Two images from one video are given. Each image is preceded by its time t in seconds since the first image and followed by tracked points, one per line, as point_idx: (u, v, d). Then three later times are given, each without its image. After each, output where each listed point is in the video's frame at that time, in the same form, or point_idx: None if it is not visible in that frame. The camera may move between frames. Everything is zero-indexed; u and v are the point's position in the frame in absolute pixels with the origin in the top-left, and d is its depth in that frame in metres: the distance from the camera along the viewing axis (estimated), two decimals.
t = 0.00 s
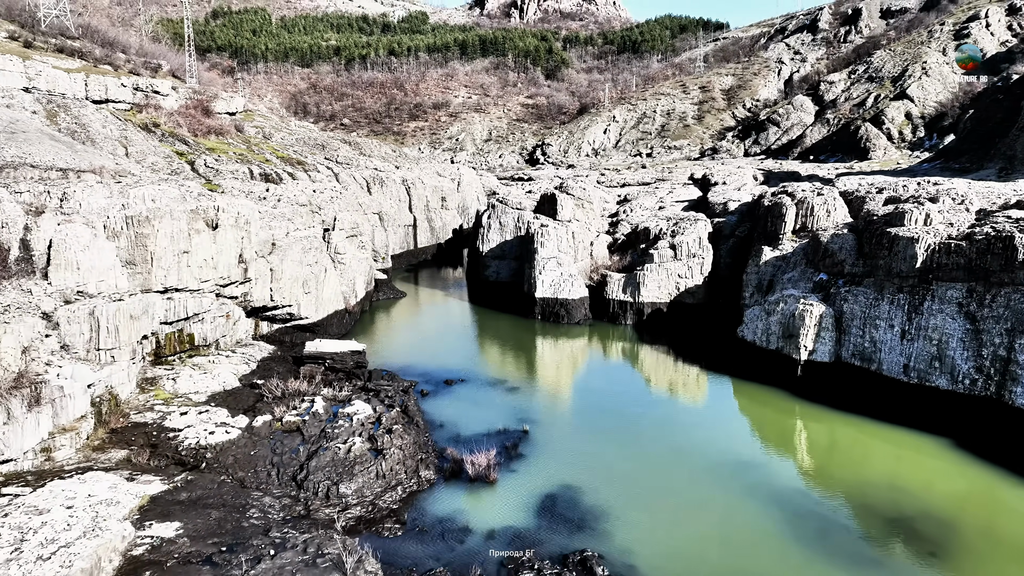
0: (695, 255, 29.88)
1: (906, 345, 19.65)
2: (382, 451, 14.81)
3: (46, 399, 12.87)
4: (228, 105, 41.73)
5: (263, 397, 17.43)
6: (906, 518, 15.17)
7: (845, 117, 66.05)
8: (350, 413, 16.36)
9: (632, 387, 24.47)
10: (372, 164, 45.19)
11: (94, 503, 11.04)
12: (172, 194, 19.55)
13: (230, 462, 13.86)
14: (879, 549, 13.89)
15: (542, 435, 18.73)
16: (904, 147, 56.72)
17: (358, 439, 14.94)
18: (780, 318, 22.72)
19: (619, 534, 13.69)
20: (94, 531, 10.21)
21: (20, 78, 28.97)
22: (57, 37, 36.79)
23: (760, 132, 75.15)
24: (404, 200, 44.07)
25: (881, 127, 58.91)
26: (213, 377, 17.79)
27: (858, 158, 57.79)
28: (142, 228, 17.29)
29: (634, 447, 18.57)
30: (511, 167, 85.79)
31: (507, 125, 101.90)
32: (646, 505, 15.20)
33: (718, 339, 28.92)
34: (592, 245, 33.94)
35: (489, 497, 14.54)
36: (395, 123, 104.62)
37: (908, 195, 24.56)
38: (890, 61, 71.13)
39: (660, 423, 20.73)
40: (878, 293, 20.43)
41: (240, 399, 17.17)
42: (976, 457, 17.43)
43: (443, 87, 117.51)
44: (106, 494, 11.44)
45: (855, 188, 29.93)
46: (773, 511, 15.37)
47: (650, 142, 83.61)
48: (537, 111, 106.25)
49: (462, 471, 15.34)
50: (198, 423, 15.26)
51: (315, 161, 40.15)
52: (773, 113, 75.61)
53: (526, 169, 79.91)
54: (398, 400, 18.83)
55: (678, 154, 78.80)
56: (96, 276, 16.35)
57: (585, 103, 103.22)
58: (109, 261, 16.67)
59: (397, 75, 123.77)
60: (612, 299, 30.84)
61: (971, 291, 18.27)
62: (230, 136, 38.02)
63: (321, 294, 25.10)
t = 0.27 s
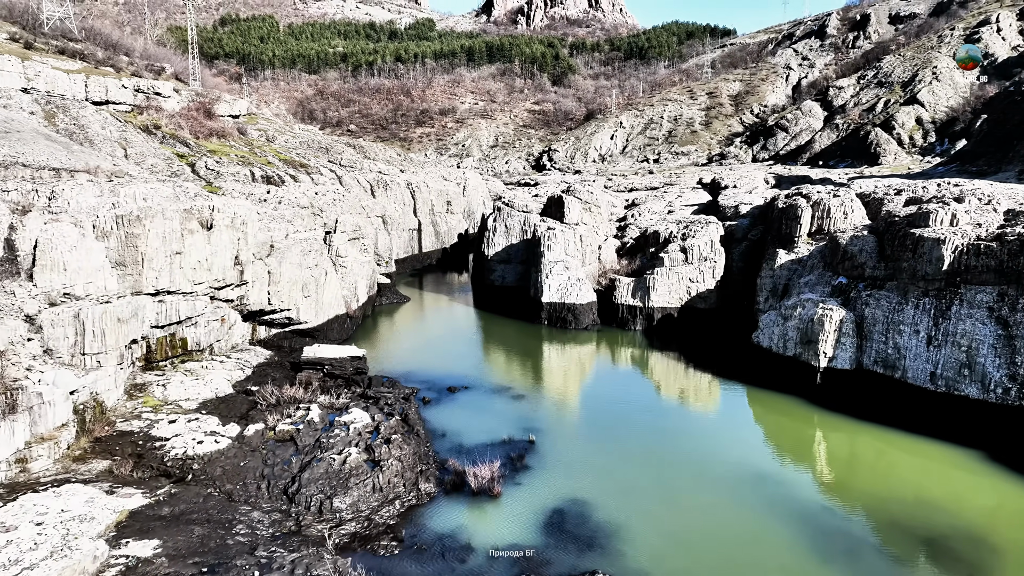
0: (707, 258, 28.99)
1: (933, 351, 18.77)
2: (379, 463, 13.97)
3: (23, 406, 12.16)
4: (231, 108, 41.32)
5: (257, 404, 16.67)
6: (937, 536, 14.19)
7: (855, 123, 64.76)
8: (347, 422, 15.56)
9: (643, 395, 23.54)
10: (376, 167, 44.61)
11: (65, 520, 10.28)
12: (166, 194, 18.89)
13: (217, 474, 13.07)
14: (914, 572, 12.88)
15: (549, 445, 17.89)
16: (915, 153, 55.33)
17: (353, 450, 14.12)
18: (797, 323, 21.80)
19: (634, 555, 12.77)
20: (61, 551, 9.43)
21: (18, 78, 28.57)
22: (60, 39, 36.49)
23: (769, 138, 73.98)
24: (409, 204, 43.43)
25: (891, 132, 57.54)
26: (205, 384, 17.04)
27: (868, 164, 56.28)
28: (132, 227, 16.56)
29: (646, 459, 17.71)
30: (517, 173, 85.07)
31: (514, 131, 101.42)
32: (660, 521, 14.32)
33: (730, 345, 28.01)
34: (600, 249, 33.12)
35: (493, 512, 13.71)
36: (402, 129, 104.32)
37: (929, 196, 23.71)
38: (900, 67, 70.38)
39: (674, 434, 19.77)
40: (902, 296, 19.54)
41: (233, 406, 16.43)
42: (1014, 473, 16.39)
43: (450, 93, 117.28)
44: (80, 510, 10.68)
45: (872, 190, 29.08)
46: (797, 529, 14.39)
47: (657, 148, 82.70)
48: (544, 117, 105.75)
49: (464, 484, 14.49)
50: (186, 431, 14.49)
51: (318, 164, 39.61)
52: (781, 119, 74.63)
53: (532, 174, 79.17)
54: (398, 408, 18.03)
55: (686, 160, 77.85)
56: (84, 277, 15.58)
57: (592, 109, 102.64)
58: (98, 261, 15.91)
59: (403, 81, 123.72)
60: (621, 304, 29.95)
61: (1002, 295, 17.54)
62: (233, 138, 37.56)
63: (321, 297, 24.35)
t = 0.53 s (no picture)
0: (719, 261, 28.10)
1: (963, 357, 17.92)
2: (375, 474, 13.14)
3: None
4: (234, 110, 40.92)
5: (249, 410, 15.90)
6: (974, 555, 13.21)
7: (865, 127, 63.51)
8: (343, 430, 14.75)
9: (655, 402, 22.63)
10: (380, 170, 44.03)
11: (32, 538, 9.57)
12: (159, 192, 18.26)
13: (203, 486, 12.26)
14: None
15: (557, 455, 17.04)
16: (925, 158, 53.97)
17: (349, 459, 13.31)
18: (816, 327, 20.86)
19: None
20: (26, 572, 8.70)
21: (16, 78, 28.16)
22: (61, 41, 36.18)
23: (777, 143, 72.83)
24: (413, 207, 42.79)
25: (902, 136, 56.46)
26: (196, 389, 16.30)
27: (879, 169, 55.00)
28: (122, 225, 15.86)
29: (659, 470, 16.84)
30: (523, 178, 84.32)
31: (520, 137, 100.92)
32: (675, 537, 13.45)
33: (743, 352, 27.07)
34: (608, 252, 32.30)
35: (497, 527, 12.86)
36: (408, 135, 103.97)
37: (953, 196, 22.87)
38: (910, 71, 69.27)
39: (688, 444, 18.85)
40: (929, 299, 18.69)
41: (224, 412, 15.70)
42: None
43: (456, 99, 117.03)
44: (51, 525, 9.99)
45: (890, 190, 28.26)
46: (825, 548, 13.45)
47: (664, 154, 81.65)
48: (550, 123, 105.21)
49: (466, 497, 13.65)
50: (174, 439, 13.73)
51: (321, 166, 39.05)
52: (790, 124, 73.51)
53: (539, 180, 78.43)
54: (398, 415, 17.20)
55: (693, 165, 76.83)
56: (71, 278, 14.80)
57: (598, 114, 102.04)
58: (86, 260, 15.16)
59: (410, 88, 123.60)
60: (630, 308, 29.06)
61: None
62: (235, 140, 37.10)
63: (320, 301, 23.63)
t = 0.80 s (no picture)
0: (732, 264, 27.21)
1: (994, 363, 16.97)
2: (372, 485, 12.35)
3: None
4: (237, 112, 40.54)
5: (242, 417, 15.16)
6: None
7: (874, 132, 61.97)
8: (339, 438, 13.98)
9: (666, 410, 21.77)
10: (385, 173, 43.47)
11: None
12: (152, 190, 17.63)
13: (188, 498, 11.50)
14: None
15: (564, 466, 16.19)
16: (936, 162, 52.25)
17: (344, 470, 12.52)
18: (836, 331, 19.95)
19: None
20: None
21: (15, 78, 27.78)
22: (65, 42, 35.92)
23: (786, 148, 71.50)
24: (418, 210, 42.20)
25: (913, 142, 54.85)
26: (187, 395, 15.59)
27: (889, 173, 52.90)
28: (111, 223, 15.10)
29: (673, 483, 15.96)
30: (530, 183, 83.61)
31: (527, 142, 100.42)
32: (691, 556, 12.57)
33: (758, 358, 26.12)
34: (617, 255, 31.47)
35: (501, 543, 12.04)
36: (415, 141, 103.64)
37: (977, 196, 21.98)
38: (921, 76, 67.80)
39: (702, 454, 17.98)
40: (957, 302, 17.79)
41: (215, 419, 14.98)
42: None
43: (463, 105, 116.79)
44: (17, 542, 9.28)
45: (909, 192, 27.37)
46: (852, 567, 12.57)
47: (671, 159, 80.47)
48: (557, 128, 104.70)
49: (468, 510, 12.85)
50: (159, 447, 12.98)
51: (325, 168, 38.54)
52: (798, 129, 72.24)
53: (545, 184, 77.75)
54: (399, 423, 16.42)
55: (700, 171, 75.76)
56: (56, 277, 13.90)
57: (606, 120, 101.48)
58: (74, 260, 14.28)
59: (417, 93, 123.51)
60: (640, 312, 28.20)
61: None
62: (237, 142, 36.68)
63: (320, 304, 22.93)
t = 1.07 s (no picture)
0: (750, 267, 26.25)
1: None
2: (371, 499, 11.57)
3: None
4: (245, 115, 40.28)
5: (238, 424, 14.45)
6: None
7: (890, 136, 59.48)
8: (338, 447, 13.21)
9: (682, 419, 20.82)
10: (393, 175, 42.94)
11: None
12: (149, 188, 17.09)
13: (174, 512, 10.75)
14: None
15: (577, 478, 15.31)
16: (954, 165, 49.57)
17: (341, 482, 11.75)
18: (862, 337, 18.94)
19: None
20: None
21: (20, 79, 27.57)
22: (73, 45, 35.85)
23: (799, 153, 69.38)
24: (427, 214, 41.61)
25: (929, 146, 52.23)
26: (181, 401, 14.92)
27: (904, 179, 50.69)
28: (104, 222, 14.50)
29: (692, 498, 15.04)
30: (540, 188, 82.85)
31: (537, 148, 99.83)
32: None
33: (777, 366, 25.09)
34: (630, 259, 30.61)
35: (509, 562, 11.21)
36: (425, 146, 103.34)
37: (1010, 196, 20.93)
38: (937, 79, 65.28)
39: (722, 466, 17.03)
40: (993, 306, 16.77)
41: (209, 426, 14.29)
42: None
43: (473, 110, 116.50)
44: None
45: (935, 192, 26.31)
46: None
47: (682, 165, 78.82)
48: (568, 133, 104.06)
49: (474, 527, 12.01)
50: (148, 456, 12.27)
51: (332, 171, 38.11)
52: (812, 134, 70.38)
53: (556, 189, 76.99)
54: (402, 431, 15.63)
55: (712, 176, 73.88)
56: (46, 278, 13.37)
57: (616, 125, 100.73)
58: (65, 260, 13.77)
59: (428, 99, 123.48)
60: (653, 317, 27.29)
61: None
62: (244, 145, 36.43)
63: (324, 307, 22.26)
